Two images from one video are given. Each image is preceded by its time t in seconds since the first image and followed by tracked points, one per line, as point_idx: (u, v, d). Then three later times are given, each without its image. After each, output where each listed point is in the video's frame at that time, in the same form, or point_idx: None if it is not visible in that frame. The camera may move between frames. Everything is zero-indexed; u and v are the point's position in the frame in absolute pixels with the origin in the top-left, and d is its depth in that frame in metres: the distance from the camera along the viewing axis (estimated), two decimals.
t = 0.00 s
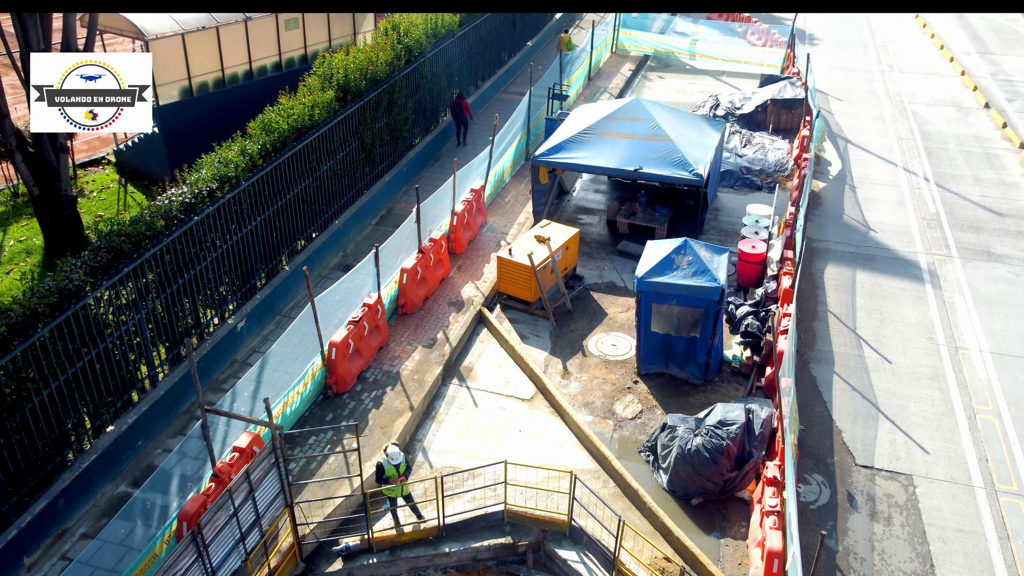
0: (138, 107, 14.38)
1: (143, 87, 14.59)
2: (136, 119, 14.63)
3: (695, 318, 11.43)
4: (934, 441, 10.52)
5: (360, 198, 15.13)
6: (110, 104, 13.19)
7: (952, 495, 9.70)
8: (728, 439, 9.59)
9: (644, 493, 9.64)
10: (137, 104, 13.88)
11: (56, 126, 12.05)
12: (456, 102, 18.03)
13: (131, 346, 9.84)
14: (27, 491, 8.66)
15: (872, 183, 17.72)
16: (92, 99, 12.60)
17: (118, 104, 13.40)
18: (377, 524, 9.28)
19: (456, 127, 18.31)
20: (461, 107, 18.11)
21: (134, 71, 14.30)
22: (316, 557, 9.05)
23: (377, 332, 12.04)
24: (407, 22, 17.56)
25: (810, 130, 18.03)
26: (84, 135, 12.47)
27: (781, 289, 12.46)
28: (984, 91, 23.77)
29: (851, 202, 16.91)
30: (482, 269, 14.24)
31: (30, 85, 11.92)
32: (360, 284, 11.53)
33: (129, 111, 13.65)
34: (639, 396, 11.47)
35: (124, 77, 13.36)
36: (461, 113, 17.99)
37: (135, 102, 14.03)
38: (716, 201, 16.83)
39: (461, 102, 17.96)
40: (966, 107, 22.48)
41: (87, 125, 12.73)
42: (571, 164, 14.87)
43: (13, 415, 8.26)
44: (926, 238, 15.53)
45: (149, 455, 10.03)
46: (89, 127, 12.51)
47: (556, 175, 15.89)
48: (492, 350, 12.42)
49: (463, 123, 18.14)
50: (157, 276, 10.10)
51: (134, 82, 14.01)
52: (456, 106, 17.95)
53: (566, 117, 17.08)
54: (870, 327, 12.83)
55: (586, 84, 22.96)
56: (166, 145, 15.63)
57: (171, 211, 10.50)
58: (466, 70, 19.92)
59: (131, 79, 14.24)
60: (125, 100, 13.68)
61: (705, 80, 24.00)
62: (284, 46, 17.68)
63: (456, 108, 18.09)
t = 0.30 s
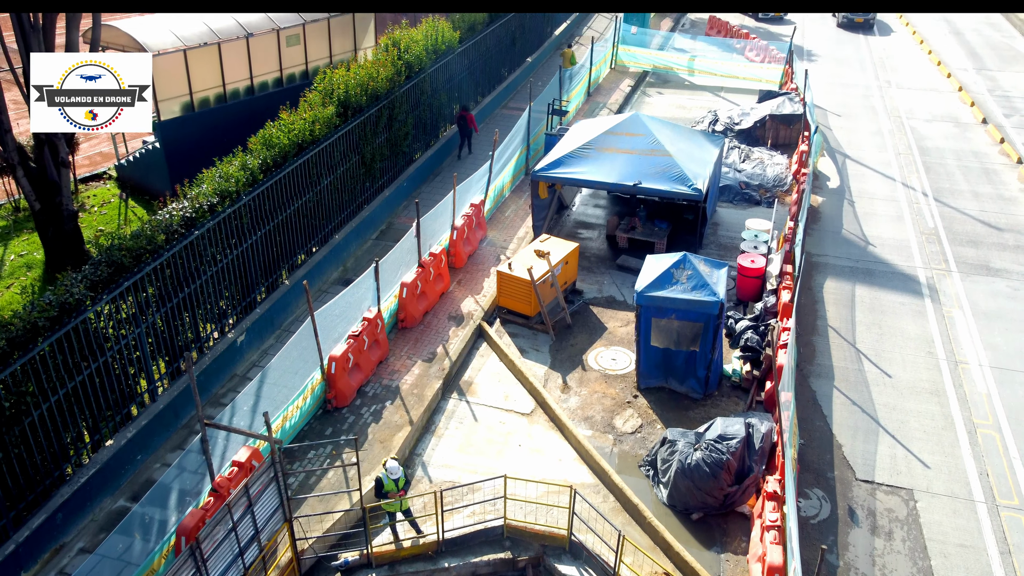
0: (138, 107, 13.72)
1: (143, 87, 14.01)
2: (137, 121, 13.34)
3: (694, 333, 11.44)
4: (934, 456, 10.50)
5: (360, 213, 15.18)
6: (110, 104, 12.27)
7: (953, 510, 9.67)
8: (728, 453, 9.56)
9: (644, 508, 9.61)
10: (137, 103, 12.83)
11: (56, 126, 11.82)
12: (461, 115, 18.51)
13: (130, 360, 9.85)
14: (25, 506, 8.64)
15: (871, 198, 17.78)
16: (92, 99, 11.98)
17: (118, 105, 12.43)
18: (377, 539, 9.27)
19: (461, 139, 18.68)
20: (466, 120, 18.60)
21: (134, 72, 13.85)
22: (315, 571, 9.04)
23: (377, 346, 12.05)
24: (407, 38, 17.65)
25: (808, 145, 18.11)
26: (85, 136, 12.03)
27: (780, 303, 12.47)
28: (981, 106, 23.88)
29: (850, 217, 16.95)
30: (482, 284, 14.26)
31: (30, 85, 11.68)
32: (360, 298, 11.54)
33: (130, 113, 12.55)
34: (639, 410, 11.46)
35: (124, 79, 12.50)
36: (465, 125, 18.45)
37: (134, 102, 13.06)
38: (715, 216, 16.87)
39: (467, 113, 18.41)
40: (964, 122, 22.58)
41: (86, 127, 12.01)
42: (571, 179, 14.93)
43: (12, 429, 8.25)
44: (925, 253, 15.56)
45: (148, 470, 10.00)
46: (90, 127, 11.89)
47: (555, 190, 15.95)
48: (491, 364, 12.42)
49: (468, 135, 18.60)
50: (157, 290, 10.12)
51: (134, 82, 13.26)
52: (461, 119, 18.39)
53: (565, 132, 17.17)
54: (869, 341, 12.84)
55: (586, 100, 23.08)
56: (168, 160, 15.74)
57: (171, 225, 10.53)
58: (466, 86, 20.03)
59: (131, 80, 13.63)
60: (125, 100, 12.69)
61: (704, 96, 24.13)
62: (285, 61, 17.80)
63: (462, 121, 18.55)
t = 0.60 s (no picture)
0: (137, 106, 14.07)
1: (143, 87, 14.34)
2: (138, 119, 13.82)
3: (694, 344, 11.44)
4: (935, 467, 10.48)
5: (360, 225, 15.22)
6: (110, 105, 12.67)
7: (954, 522, 9.64)
8: (728, 465, 9.54)
9: (644, 520, 9.58)
10: (137, 104, 13.37)
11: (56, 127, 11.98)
12: (466, 123, 18.95)
13: (130, 372, 9.85)
14: (24, 518, 8.61)
15: (870, 210, 17.82)
16: (92, 99, 12.37)
17: (118, 104, 12.87)
18: (376, 551, 9.26)
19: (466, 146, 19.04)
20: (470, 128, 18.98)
21: (134, 71, 14.18)
22: None
23: (377, 358, 12.04)
24: (408, 51, 17.73)
25: (808, 157, 18.18)
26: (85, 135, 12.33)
27: (780, 315, 12.48)
28: (980, 119, 23.98)
29: (850, 229, 16.99)
30: (482, 295, 14.28)
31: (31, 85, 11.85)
32: (360, 310, 11.55)
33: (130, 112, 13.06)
34: (639, 422, 11.44)
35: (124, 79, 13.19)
36: (470, 133, 18.74)
37: (135, 102, 13.61)
38: (715, 228, 16.91)
39: (470, 121, 18.87)
40: (963, 134, 22.67)
41: (87, 126, 12.41)
42: (571, 191, 14.98)
43: (11, 440, 8.23)
44: (924, 265, 15.59)
45: (147, 482, 9.98)
46: (90, 126, 12.30)
47: (555, 202, 16.00)
48: (491, 376, 12.41)
49: (471, 142, 18.78)
50: (157, 301, 10.12)
51: (133, 82, 13.70)
52: (466, 127, 18.74)
53: (565, 144, 17.24)
54: (869, 353, 12.84)
55: (585, 113, 23.18)
56: (169, 172, 15.80)
57: (172, 237, 10.56)
58: (466, 99, 20.10)
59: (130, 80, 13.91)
60: (126, 100, 13.34)
61: (703, 109, 24.23)
62: (286, 74, 17.89)
63: (466, 128, 18.95)
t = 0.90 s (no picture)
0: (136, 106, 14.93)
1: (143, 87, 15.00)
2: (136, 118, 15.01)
3: (694, 356, 11.44)
4: (936, 480, 10.46)
5: (361, 237, 15.25)
6: (108, 104, 13.66)
7: (956, 534, 9.60)
8: (728, 477, 9.53)
9: (645, 533, 9.55)
10: (136, 103, 14.55)
11: (54, 124, 12.25)
12: (469, 131, 19.29)
13: (130, 384, 9.84)
14: (22, 530, 8.58)
15: (869, 222, 17.86)
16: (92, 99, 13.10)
17: (116, 104, 13.95)
18: (376, 564, 9.21)
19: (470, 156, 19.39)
20: (473, 136, 19.35)
21: (134, 70, 14.81)
22: None
23: (376, 370, 12.03)
24: (409, 65, 17.83)
25: (807, 170, 18.24)
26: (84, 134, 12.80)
27: (780, 327, 12.49)
28: (977, 132, 24.07)
29: (849, 241, 17.02)
30: (482, 308, 14.29)
31: (31, 85, 12.07)
32: (360, 322, 11.56)
33: (127, 111, 14.15)
34: (639, 434, 11.42)
35: (123, 78, 14.02)
36: (474, 141, 19.22)
37: (135, 101, 14.67)
38: (714, 240, 16.93)
39: (474, 130, 19.26)
40: (961, 147, 22.75)
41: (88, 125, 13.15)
42: (570, 204, 15.02)
43: (9, 453, 8.21)
44: (924, 277, 15.61)
45: (146, 494, 9.96)
46: (89, 125, 12.82)
47: (555, 215, 16.04)
48: (491, 389, 12.39)
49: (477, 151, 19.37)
50: (157, 313, 10.13)
51: (134, 82, 14.65)
52: (469, 134, 19.18)
53: (565, 157, 17.30)
54: (869, 365, 12.83)
55: (584, 126, 23.26)
56: (170, 185, 15.84)
57: (172, 249, 10.58)
58: (466, 113, 20.15)
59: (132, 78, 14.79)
60: (124, 100, 14.40)
61: (702, 121, 24.34)
62: (287, 88, 17.98)
63: (469, 137, 19.32)
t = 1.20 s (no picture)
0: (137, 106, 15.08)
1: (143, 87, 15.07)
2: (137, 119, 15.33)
3: (694, 369, 11.44)
4: (937, 493, 10.43)
5: (361, 250, 15.27)
6: (110, 104, 14.03)
7: (957, 548, 9.56)
8: (728, 490, 9.50)
9: (645, 546, 9.52)
10: (137, 104, 14.81)
11: (54, 123, 12.28)
12: (473, 142, 19.43)
13: (129, 397, 9.83)
14: (20, 543, 8.55)
15: (868, 235, 17.90)
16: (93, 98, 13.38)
17: (117, 104, 14.33)
18: None
19: (474, 165, 19.65)
20: (477, 146, 19.48)
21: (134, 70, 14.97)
22: None
23: (376, 383, 12.02)
24: (409, 78, 17.92)
25: (806, 183, 18.29)
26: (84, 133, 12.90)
27: (780, 340, 12.49)
28: (976, 145, 24.14)
29: (848, 254, 17.05)
30: (482, 320, 14.29)
31: (31, 85, 12.28)
32: (359, 334, 11.56)
33: (128, 111, 14.47)
34: (639, 447, 11.40)
35: (123, 76, 14.28)
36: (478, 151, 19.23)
37: (135, 101, 14.91)
38: (714, 253, 16.95)
39: (479, 140, 19.38)
40: (960, 160, 22.81)
41: (89, 125, 13.28)
42: (570, 217, 15.06)
43: (8, 466, 8.19)
44: (923, 289, 15.63)
45: (145, 507, 9.93)
46: (89, 126, 12.95)
47: (555, 227, 16.08)
48: (491, 402, 12.38)
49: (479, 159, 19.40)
50: (157, 326, 10.14)
51: (134, 82, 14.85)
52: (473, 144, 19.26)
53: (564, 170, 17.34)
54: (869, 378, 12.82)
55: (584, 139, 23.37)
56: (170, 197, 15.87)
57: (173, 262, 10.61)
58: (465, 127, 20.19)
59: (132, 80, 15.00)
60: (125, 100, 14.66)
61: (701, 134, 24.43)
62: (288, 101, 18.07)
63: (474, 147, 19.49)
